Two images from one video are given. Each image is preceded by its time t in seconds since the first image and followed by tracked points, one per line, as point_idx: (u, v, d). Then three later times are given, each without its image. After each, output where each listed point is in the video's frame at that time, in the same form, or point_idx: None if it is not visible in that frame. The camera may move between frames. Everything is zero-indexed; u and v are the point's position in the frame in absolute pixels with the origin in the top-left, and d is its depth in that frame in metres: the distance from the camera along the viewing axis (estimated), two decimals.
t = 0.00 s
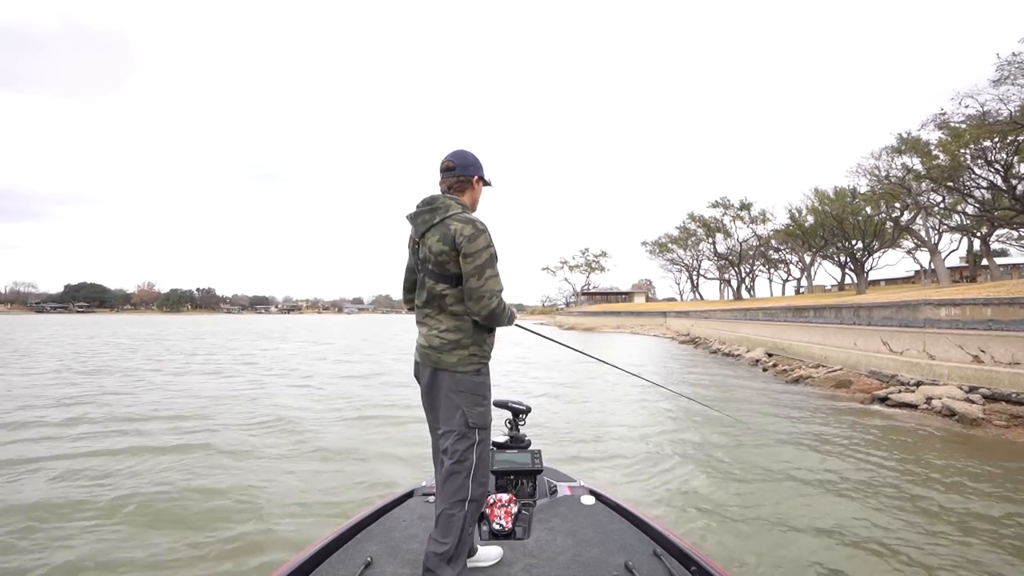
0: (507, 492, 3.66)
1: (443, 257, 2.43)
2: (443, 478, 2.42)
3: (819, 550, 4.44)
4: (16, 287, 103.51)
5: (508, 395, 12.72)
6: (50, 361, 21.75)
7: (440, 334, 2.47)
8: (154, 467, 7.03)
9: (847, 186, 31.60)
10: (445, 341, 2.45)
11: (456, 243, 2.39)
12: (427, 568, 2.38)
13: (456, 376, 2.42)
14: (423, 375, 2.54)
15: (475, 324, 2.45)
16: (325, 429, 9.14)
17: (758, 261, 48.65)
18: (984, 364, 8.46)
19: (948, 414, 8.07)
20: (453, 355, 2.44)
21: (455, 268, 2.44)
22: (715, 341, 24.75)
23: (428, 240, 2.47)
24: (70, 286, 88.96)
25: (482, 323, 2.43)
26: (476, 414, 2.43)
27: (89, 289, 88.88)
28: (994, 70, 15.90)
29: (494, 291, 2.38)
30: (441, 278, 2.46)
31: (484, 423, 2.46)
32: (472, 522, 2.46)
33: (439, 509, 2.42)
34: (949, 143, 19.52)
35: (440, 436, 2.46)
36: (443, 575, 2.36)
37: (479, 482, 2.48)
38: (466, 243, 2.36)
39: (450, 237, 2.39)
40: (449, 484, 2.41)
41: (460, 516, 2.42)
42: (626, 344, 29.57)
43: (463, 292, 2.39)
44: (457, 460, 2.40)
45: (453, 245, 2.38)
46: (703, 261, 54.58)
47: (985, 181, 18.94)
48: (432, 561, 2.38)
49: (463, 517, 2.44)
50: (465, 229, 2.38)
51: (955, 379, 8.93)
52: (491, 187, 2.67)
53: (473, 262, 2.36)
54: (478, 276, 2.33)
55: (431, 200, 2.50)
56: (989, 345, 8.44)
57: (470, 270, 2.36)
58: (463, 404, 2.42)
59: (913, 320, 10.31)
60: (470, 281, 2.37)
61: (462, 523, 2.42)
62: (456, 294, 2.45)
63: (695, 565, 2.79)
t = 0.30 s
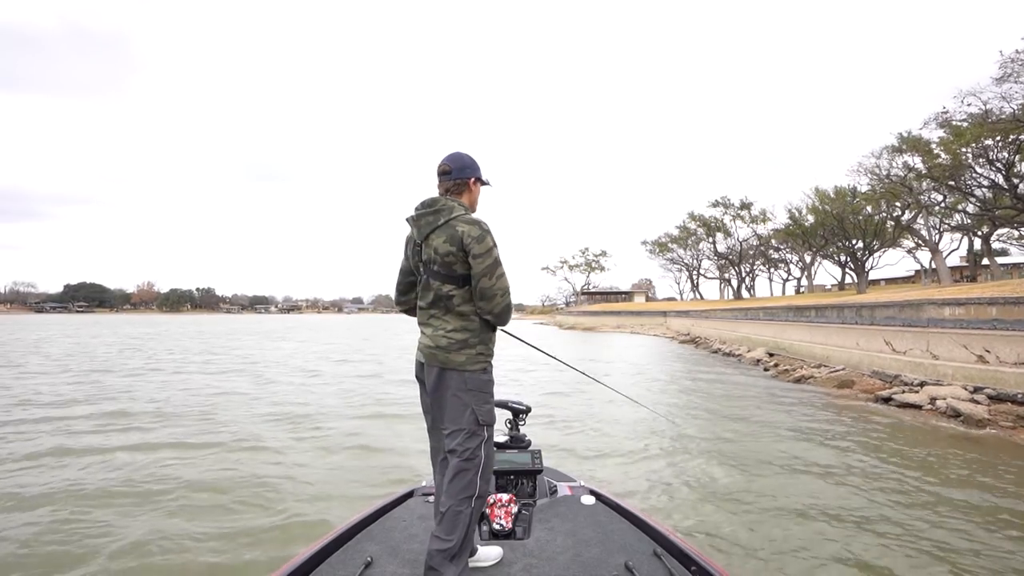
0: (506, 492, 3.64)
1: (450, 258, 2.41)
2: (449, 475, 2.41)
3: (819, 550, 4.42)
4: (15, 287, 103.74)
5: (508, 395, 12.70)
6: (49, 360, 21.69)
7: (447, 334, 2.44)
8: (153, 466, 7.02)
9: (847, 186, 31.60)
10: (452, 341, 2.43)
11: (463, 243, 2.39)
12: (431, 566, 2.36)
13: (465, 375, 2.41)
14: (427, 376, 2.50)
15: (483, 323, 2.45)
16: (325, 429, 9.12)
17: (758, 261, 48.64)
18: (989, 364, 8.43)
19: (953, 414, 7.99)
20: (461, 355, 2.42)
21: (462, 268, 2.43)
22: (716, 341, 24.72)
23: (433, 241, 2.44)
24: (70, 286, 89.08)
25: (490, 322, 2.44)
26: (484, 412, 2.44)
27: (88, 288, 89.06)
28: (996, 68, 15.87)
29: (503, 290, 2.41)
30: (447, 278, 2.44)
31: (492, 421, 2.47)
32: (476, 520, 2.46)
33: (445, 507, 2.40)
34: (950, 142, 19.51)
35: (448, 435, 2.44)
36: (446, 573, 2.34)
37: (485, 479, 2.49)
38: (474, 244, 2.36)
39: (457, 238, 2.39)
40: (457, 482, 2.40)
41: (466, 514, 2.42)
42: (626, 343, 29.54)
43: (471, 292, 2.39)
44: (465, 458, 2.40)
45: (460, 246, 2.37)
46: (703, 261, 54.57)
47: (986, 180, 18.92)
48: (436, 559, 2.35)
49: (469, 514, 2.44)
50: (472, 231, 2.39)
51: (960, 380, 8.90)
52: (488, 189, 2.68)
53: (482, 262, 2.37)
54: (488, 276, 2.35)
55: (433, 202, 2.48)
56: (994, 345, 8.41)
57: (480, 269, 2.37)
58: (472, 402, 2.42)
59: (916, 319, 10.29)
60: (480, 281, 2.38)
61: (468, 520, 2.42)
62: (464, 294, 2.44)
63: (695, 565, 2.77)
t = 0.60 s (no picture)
0: (506, 492, 3.63)
1: (453, 259, 2.41)
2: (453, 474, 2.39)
3: (821, 551, 4.40)
4: (14, 286, 103.71)
5: (508, 395, 12.67)
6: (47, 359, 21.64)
7: (451, 334, 2.43)
8: (152, 466, 6.98)
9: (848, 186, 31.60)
10: (455, 341, 2.42)
11: (467, 244, 2.38)
12: (433, 565, 2.34)
13: (468, 374, 2.40)
14: (429, 376, 2.49)
15: (485, 323, 2.44)
16: (325, 428, 9.11)
17: (758, 261, 48.66)
18: (994, 366, 8.41)
19: (958, 417, 7.94)
20: (463, 355, 2.41)
21: (465, 269, 2.41)
22: (716, 342, 24.69)
23: (436, 242, 2.43)
24: (69, 285, 88.95)
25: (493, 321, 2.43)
26: (489, 411, 2.43)
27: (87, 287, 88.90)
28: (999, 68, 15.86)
29: (506, 290, 2.41)
30: (450, 279, 2.43)
31: (496, 420, 2.46)
32: (480, 519, 2.45)
33: (449, 505, 2.38)
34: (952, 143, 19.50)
35: (452, 434, 2.43)
36: (449, 572, 2.33)
37: (489, 478, 2.48)
38: (478, 244, 2.36)
39: (460, 238, 2.38)
40: (461, 482, 2.39)
41: (470, 513, 2.40)
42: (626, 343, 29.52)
43: (474, 291, 2.38)
44: (469, 457, 2.38)
45: (464, 246, 2.37)
46: (703, 261, 54.56)
47: (988, 180, 18.91)
48: (438, 558, 2.34)
49: (472, 513, 2.42)
50: (475, 231, 2.38)
51: (964, 382, 8.88)
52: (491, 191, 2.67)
53: (486, 262, 2.36)
54: (492, 276, 2.34)
55: (436, 203, 2.47)
56: (999, 346, 8.39)
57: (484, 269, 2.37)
58: (476, 401, 2.41)
59: (920, 320, 10.26)
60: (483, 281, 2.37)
61: (472, 519, 2.40)
62: (467, 294, 2.43)
63: (695, 565, 2.76)
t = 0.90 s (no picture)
0: (506, 492, 3.61)
1: (452, 258, 2.39)
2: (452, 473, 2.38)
3: (822, 551, 4.37)
4: (14, 286, 103.66)
5: (508, 395, 12.65)
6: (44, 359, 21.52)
7: (449, 333, 2.42)
8: (150, 466, 6.96)
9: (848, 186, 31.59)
10: (454, 340, 2.40)
11: (467, 243, 2.36)
12: (434, 565, 2.32)
13: (467, 373, 2.38)
14: (429, 374, 2.47)
15: (484, 321, 2.43)
16: (324, 428, 9.07)
17: (758, 261, 48.63)
18: (998, 366, 8.39)
19: (963, 419, 7.90)
20: (462, 353, 2.39)
21: (464, 268, 2.40)
22: (716, 342, 24.67)
23: (436, 241, 2.42)
24: (68, 285, 88.84)
25: (491, 320, 2.42)
26: (488, 409, 2.42)
27: (86, 287, 88.80)
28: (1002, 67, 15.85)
29: (504, 290, 2.40)
30: (449, 278, 2.42)
31: (494, 419, 2.45)
32: (480, 518, 2.43)
33: (449, 504, 2.37)
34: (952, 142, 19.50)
35: (451, 433, 2.41)
36: (450, 572, 2.31)
37: (488, 477, 2.46)
38: (477, 244, 2.34)
39: (460, 238, 2.36)
40: (461, 481, 2.37)
41: (469, 511, 2.38)
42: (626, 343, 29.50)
43: (472, 291, 2.37)
44: (468, 456, 2.37)
45: (463, 246, 2.35)
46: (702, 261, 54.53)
47: (988, 180, 18.91)
48: (439, 558, 2.32)
49: (472, 512, 2.41)
50: (474, 230, 2.37)
51: (968, 382, 8.86)
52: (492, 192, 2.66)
53: (485, 261, 2.35)
54: (490, 275, 2.33)
55: (437, 202, 2.46)
56: (1004, 347, 8.36)
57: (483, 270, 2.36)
58: (475, 400, 2.39)
59: (923, 320, 10.24)
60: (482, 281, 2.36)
61: (472, 518, 2.39)
62: (466, 293, 2.42)
63: (695, 565, 2.74)
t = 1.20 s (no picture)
0: (506, 492, 3.60)
1: (451, 259, 2.38)
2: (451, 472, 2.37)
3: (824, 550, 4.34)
4: (13, 287, 103.62)
5: (509, 395, 12.65)
6: (44, 360, 21.51)
7: (448, 333, 2.40)
8: (150, 466, 6.94)
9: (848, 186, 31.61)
10: (453, 340, 2.39)
11: (465, 244, 2.35)
12: (434, 566, 2.31)
13: (465, 373, 2.37)
14: (427, 374, 2.46)
15: (482, 322, 2.41)
16: (325, 428, 9.07)
17: (758, 261, 48.65)
18: (1003, 366, 8.35)
19: (969, 419, 7.85)
20: (461, 353, 2.38)
21: (463, 269, 2.39)
22: (717, 342, 24.67)
23: (435, 242, 2.41)
24: (67, 286, 88.77)
25: (490, 320, 2.41)
26: (486, 409, 2.41)
27: (85, 288, 88.73)
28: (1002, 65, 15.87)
29: (501, 291, 2.39)
30: (447, 278, 2.41)
31: (492, 418, 2.43)
32: (480, 517, 2.42)
33: (448, 504, 2.36)
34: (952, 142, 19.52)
35: (450, 433, 2.40)
36: (450, 572, 2.30)
37: (487, 476, 2.45)
38: (475, 245, 2.33)
39: (458, 239, 2.35)
40: (459, 481, 2.36)
41: (468, 511, 2.37)
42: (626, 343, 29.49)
43: (470, 292, 2.35)
44: (466, 456, 2.36)
45: (461, 247, 2.34)
46: (702, 261, 54.55)
47: (989, 179, 18.93)
48: (439, 559, 2.31)
49: (471, 512, 2.39)
50: (473, 231, 2.35)
51: (973, 382, 8.83)
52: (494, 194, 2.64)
53: (483, 262, 2.33)
54: (488, 276, 2.32)
55: (437, 203, 2.44)
56: (1008, 347, 8.33)
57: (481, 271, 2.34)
58: (474, 400, 2.38)
59: (927, 319, 10.21)
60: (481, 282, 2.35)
61: (471, 517, 2.37)
62: (464, 294, 2.41)
63: (695, 565, 2.73)
